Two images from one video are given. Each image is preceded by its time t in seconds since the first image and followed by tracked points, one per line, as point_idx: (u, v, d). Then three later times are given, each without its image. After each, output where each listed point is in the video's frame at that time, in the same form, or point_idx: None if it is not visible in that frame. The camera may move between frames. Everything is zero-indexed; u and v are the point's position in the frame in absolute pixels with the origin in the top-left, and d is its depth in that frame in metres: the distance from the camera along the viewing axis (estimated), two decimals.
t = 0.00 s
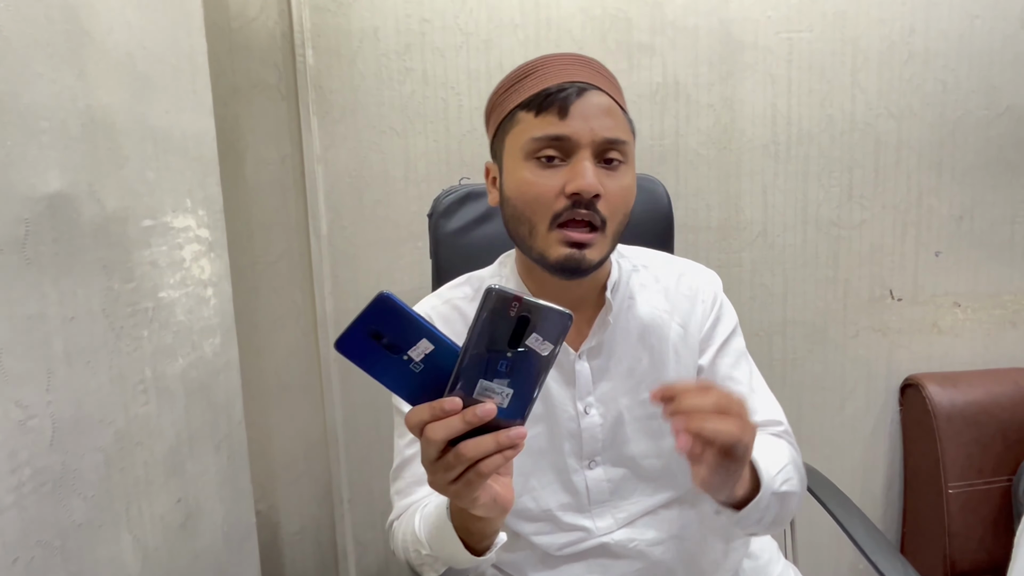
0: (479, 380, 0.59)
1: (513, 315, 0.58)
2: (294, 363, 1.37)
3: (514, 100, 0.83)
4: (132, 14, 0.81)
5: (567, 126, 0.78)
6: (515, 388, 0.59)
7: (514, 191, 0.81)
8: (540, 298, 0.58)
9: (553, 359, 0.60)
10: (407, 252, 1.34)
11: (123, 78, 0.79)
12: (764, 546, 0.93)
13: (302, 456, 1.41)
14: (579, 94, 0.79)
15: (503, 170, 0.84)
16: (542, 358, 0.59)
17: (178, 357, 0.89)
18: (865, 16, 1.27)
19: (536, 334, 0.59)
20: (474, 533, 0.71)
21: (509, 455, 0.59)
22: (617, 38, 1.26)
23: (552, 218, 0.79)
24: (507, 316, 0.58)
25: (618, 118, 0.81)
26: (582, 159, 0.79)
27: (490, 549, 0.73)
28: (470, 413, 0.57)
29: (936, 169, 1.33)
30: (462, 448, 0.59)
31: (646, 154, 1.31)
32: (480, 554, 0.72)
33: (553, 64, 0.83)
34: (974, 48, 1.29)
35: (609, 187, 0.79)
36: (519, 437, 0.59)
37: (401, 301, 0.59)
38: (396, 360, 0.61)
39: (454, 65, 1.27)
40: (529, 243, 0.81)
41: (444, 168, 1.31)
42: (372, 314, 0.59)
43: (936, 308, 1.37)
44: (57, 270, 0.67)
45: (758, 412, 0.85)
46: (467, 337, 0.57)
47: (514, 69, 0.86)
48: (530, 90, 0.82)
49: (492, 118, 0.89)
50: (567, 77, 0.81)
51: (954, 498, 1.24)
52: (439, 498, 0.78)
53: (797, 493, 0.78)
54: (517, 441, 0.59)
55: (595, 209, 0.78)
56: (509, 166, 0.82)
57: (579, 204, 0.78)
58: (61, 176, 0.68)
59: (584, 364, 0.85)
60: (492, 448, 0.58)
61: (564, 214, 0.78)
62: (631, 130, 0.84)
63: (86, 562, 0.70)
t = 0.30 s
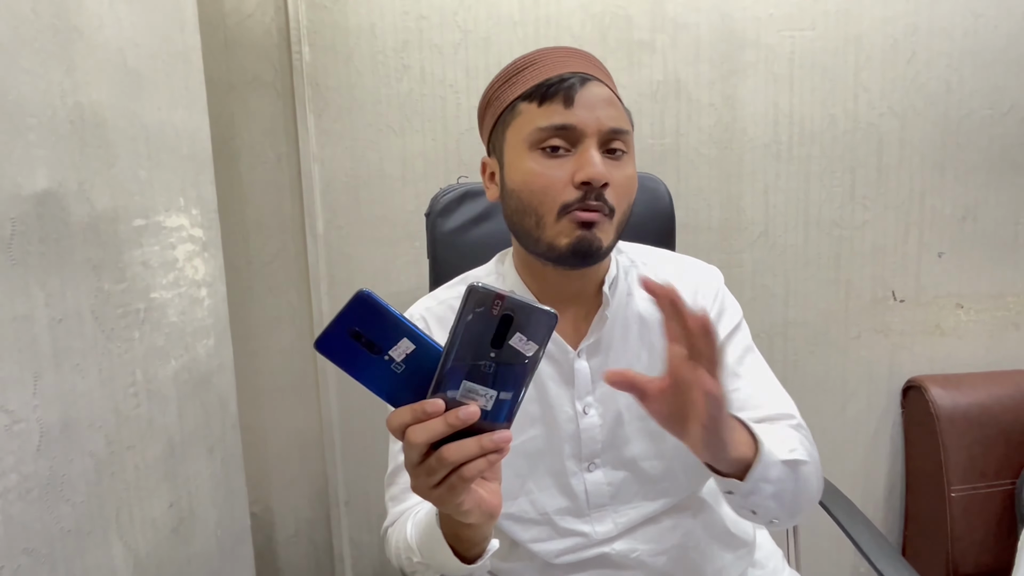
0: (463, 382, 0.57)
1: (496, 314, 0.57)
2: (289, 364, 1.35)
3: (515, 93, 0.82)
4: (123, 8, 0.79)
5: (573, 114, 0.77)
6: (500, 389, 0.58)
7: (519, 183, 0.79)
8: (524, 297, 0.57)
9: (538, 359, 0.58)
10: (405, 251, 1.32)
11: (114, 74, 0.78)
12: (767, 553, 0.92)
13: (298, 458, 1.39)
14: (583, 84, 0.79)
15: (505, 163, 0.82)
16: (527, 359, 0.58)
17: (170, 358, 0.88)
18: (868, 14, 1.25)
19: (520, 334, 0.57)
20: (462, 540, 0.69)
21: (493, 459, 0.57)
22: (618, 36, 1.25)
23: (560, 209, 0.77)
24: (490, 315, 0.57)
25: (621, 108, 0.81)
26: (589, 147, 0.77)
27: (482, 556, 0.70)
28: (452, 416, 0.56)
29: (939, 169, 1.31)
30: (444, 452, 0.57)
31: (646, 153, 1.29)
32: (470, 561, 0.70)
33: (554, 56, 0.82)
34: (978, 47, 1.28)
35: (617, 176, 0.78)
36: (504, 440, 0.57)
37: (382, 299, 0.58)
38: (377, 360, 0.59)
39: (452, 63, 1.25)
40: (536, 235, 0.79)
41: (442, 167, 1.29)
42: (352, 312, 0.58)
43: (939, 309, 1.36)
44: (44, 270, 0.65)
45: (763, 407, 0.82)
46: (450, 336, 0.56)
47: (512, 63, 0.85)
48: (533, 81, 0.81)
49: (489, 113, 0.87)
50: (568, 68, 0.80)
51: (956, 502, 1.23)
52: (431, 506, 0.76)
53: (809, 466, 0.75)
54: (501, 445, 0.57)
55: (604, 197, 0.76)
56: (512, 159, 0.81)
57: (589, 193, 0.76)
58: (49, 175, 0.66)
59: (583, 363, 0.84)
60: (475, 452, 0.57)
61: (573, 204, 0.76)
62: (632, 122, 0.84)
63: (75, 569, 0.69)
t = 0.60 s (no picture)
0: (476, 387, 0.56)
1: (513, 318, 0.55)
2: (291, 359, 1.34)
3: (515, 91, 0.80)
4: None
5: (574, 116, 0.75)
6: (515, 394, 0.57)
7: (519, 188, 0.78)
8: (540, 299, 0.55)
9: (555, 362, 0.57)
10: (407, 246, 1.30)
11: (112, 62, 0.76)
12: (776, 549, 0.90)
13: (300, 455, 1.38)
14: (585, 83, 0.76)
15: (506, 165, 0.81)
16: (543, 363, 0.57)
17: (170, 353, 0.86)
18: (879, 5, 1.23)
19: (537, 337, 0.56)
20: (472, 543, 0.67)
21: (508, 465, 0.56)
22: (624, 27, 1.23)
23: (560, 215, 0.76)
24: (506, 318, 0.55)
25: (626, 106, 0.78)
26: (591, 151, 0.75)
27: (491, 558, 0.69)
28: (466, 421, 0.54)
29: (949, 163, 1.30)
30: (457, 459, 0.56)
31: (652, 147, 1.28)
32: (480, 564, 0.68)
33: (555, 51, 0.80)
34: (990, 39, 1.26)
35: (619, 179, 0.76)
36: (520, 445, 0.56)
37: (389, 302, 0.56)
38: (385, 364, 0.57)
39: (456, 54, 1.23)
40: (536, 241, 0.78)
41: (445, 160, 1.27)
42: (359, 317, 0.55)
43: (948, 306, 1.34)
44: (40, 262, 0.64)
45: (764, 427, 0.83)
46: (464, 341, 0.55)
47: (514, 59, 0.83)
48: (533, 80, 0.79)
49: (492, 111, 0.86)
50: (571, 65, 0.78)
51: (965, 500, 1.21)
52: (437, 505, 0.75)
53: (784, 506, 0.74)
54: (517, 450, 0.56)
55: (605, 204, 0.75)
56: (512, 161, 0.79)
57: (589, 199, 0.74)
58: (45, 164, 0.65)
59: (590, 365, 0.82)
60: (491, 458, 0.56)
61: (573, 210, 0.75)
62: (640, 117, 0.81)
63: (73, 567, 0.67)
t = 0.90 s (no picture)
0: (474, 389, 0.54)
1: (509, 319, 0.54)
2: (286, 356, 1.32)
3: (508, 82, 0.79)
4: None
5: (565, 108, 0.73)
6: (514, 394, 0.55)
7: (510, 181, 0.76)
8: (538, 299, 0.54)
9: (555, 363, 0.55)
10: (404, 242, 1.28)
11: (101, 52, 0.74)
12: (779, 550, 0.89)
13: (295, 453, 1.36)
14: (577, 73, 0.74)
15: (498, 157, 0.79)
16: (543, 364, 0.55)
17: (162, 350, 0.84)
18: None
19: (536, 337, 0.54)
20: (474, 544, 0.66)
21: (511, 466, 0.55)
22: (624, 20, 1.21)
23: (552, 209, 0.74)
24: (502, 319, 0.54)
25: (620, 97, 0.76)
26: (582, 144, 0.74)
27: (491, 560, 0.67)
28: (464, 424, 0.53)
29: (952, 160, 1.28)
30: (458, 462, 0.55)
31: (653, 142, 1.26)
32: (480, 565, 0.67)
33: (548, 41, 0.78)
34: (994, 35, 1.25)
35: (612, 173, 0.75)
36: (521, 446, 0.55)
37: (379, 306, 0.54)
38: (378, 369, 0.56)
39: (454, 47, 1.21)
40: (528, 235, 0.77)
41: (443, 155, 1.25)
42: (348, 322, 0.54)
43: (950, 304, 1.33)
44: (25, 257, 0.62)
45: (779, 416, 0.81)
46: (458, 341, 0.53)
47: (507, 49, 0.81)
48: (525, 71, 0.77)
49: (485, 102, 0.84)
50: (564, 55, 0.76)
51: (966, 500, 1.20)
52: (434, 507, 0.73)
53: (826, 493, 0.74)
54: (519, 451, 0.55)
55: (597, 197, 0.73)
56: (504, 154, 0.78)
57: (581, 193, 0.73)
58: (31, 155, 0.63)
59: (588, 363, 0.81)
60: (492, 460, 0.55)
61: (564, 204, 0.73)
62: (637, 108, 0.79)
63: (61, 570, 0.66)
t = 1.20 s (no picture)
0: (469, 395, 0.54)
1: (502, 322, 0.53)
2: (283, 356, 1.31)
3: (533, 76, 0.77)
4: None
5: (589, 113, 0.72)
6: (508, 400, 0.54)
7: (523, 179, 0.75)
8: (530, 301, 0.53)
9: (551, 366, 0.54)
10: (403, 241, 1.28)
11: (96, 49, 0.73)
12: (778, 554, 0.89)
13: (292, 454, 1.35)
14: (606, 79, 0.73)
15: (512, 152, 0.78)
16: (539, 368, 0.54)
17: (158, 351, 0.83)
18: None
19: (530, 342, 0.53)
20: (471, 551, 0.64)
21: (506, 472, 0.54)
22: (626, 19, 1.20)
23: (561, 213, 0.74)
24: (495, 323, 0.53)
25: (645, 110, 0.75)
26: (601, 152, 0.73)
27: (490, 566, 0.65)
28: (458, 430, 0.53)
29: (954, 162, 1.28)
30: (452, 469, 0.54)
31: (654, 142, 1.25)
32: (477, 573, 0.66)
33: (580, 42, 0.76)
34: (997, 35, 1.24)
35: (629, 185, 0.74)
36: (518, 452, 0.54)
37: (370, 311, 0.53)
38: (369, 376, 0.55)
39: (454, 46, 1.20)
40: (532, 234, 0.76)
41: (443, 154, 1.24)
42: (339, 327, 0.53)
43: (951, 306, 1.33)
44: (18, 256, 0.61)
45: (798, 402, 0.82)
46: (452, 346, 0.52)
47: (539, 40, 0.79)
48: (552, 68, 0.75)
49: (506, 91, 0.82)
50: (594, 58, 0.75)
51: (967, 503, 1.20)
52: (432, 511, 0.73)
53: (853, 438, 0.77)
54: (514, 457, 0.54)
55: (610, 207, 0.73)
56: (519, 150, 0.77)
57: (592, 201, 0.72)
58: (24, 153, 0.62)
59: (589, 366, 0.80)
60: (487, 466, 0.54)
61: (575, 209, 0.73)
62: (658, 122, 0.79)
63: None
